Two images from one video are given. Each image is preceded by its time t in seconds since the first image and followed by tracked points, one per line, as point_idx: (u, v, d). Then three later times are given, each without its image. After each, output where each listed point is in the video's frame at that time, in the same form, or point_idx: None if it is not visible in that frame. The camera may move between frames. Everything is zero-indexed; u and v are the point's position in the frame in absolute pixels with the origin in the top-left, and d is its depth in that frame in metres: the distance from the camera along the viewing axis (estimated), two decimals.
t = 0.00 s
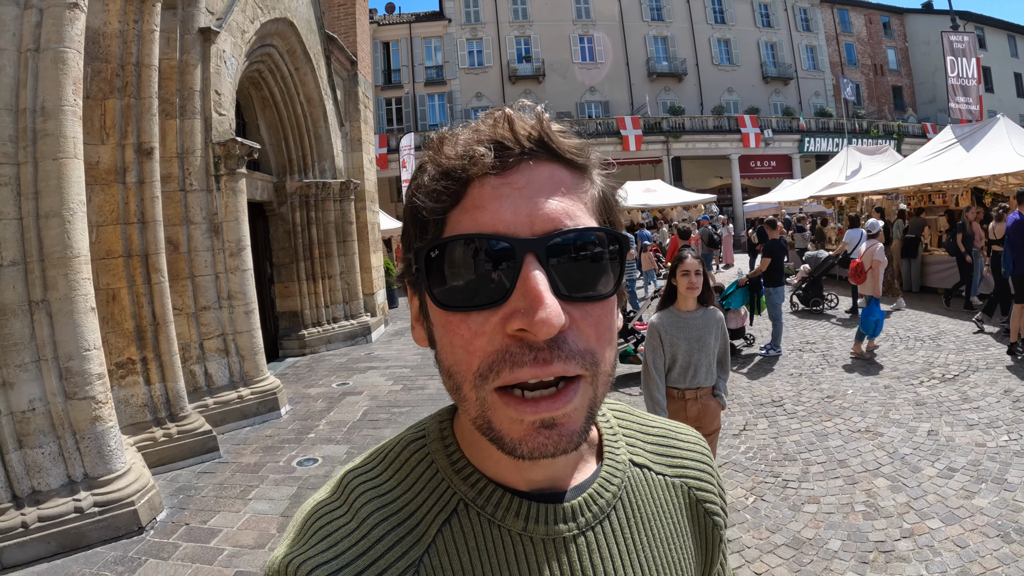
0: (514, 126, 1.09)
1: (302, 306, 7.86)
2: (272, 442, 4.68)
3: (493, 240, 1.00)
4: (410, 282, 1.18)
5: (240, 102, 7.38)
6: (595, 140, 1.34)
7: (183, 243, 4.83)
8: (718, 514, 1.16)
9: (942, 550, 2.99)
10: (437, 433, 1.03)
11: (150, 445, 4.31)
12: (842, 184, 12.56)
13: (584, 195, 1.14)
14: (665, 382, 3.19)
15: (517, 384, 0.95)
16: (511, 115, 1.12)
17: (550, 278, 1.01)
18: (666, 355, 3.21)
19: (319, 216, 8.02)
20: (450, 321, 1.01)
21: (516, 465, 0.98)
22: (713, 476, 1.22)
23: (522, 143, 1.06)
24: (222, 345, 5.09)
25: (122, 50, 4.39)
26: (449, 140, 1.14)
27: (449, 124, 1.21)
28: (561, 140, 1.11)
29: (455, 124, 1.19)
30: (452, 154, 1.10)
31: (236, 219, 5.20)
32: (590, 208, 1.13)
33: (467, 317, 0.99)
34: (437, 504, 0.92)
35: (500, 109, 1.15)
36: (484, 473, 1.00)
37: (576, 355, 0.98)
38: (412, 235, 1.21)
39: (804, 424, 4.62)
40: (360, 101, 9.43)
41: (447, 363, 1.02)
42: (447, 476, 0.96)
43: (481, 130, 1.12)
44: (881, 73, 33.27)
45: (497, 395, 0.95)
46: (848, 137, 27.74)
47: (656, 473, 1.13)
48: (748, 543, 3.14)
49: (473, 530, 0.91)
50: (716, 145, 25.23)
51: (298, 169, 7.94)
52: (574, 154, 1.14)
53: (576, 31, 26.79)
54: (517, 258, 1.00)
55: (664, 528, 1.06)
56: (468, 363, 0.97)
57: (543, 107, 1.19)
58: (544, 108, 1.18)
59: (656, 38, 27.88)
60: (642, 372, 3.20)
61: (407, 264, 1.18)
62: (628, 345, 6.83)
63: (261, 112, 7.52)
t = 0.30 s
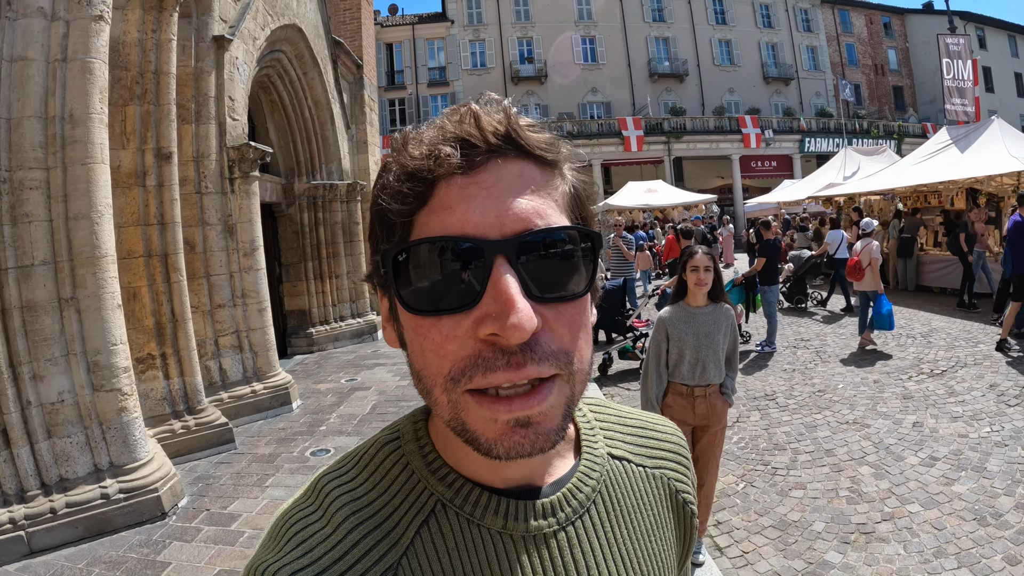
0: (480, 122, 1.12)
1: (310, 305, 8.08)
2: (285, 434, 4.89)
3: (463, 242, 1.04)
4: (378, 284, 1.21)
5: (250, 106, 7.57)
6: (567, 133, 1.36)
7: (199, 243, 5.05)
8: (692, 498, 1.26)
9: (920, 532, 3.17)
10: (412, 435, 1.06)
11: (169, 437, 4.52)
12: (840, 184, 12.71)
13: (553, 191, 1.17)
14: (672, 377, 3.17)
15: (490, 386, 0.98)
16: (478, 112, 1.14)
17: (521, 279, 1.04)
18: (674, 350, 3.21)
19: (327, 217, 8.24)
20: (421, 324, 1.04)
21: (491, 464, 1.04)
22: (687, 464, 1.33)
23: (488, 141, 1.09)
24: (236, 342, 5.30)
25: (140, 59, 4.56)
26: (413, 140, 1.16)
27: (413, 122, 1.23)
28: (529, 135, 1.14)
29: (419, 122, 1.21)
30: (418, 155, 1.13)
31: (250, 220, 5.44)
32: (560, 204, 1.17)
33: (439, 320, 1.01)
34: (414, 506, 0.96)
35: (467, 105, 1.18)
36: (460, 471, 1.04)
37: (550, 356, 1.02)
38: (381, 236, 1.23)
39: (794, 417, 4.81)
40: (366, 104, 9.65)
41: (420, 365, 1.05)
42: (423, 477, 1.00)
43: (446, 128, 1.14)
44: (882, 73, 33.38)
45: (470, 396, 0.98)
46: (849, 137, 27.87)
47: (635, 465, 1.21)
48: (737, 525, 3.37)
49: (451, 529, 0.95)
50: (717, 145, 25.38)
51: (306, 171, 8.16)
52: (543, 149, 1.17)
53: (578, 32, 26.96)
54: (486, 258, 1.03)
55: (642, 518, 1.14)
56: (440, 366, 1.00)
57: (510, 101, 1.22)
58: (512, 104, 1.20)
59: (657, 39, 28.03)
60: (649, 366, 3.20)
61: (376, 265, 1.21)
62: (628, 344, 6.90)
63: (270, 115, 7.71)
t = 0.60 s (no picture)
0: (477, 121, 1.18)
1: (315, 304, 8.26)
2: (292, 427, 5.07)
3: (454, 233, 1.08)
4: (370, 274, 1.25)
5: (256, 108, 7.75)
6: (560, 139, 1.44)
7: (208, 243, 5.25)
8: (665, 494, 1.31)
9: (900, 520, 3.31)
10: (394, 434, 1.09)
11: (179, 429, 4.69)
12: (838, 184, 12.84)
13: (543, 192, 1.23)
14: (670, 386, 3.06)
15: (475, 374, 1.01)
16: (476, 111, 1.20)
17: (508, 271, 1.08)
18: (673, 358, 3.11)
19: (331, 217, 8.43)
20: (409, 311, 1.07)
21: (472, 459, 1.07)
22: (663, 465, 1.37)
23: (485, 138, 1.15)
24: (243, 339, 5.48)
25: (152, 65, 4.73)
26: (412, 133, 1.21)
27: (413, 118, 1.28)
28: (524, 137, 1.21)
29: (419, 117, 1.26)
30: (417, 147, 1.17)
31: (257, 221, 5.62)
32: (549, 204, 1.23)
33: (427, 307, 1.05)
34: (396, 504, 0.99)
35: (466, 104, 1.24)
36: (440, 467, 1.07)
37: (533, 347, 1.05)
38: (376, 226, 1.27)
39: (784, 411, 4.96)
40: (369, 106, 9.83)
41: (407, 352, 1.08)
42: (404, 475, 1.02)
43: (445, 125, 1.20)
44: (883, 73, 33.43)
45: (454, 383, 1.01)
46: (850, 137, 27.99)
47: (612, 465, 1.25)
48: (724, 512, 3.53)
49: (432, 526, 0.98)
50: (718, 146, 25.48)
51: (311, 172, 8.33)
52: (536, 151, 1.24)
53: (580, 33, 27.11)
54: (476, 251, 1.07)
55: (618, 516, 1.17)
56: (427, 351, 1.03)
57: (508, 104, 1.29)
58: (509, 106, 1.27)
59: (659, 40, 28.15)
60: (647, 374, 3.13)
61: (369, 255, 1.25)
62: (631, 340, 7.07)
63: (276, 118, 7.90)
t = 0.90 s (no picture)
0: (497, 121, 1.18)
1: (317, 302, 8.41)
2: (294, 422, 5.23)
3: (470, 231, 1.08)
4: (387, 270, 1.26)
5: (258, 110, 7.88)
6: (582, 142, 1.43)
7: (213, 242, 5.40)
8: (683, 527, 1.21)
9: (880, 510, 3.41)
10: (404, 435, 1.10)
11: (184, 422, 4.83)
12: (835, 184, 12.95)
13: (563, 193, 1.22)
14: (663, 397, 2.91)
15: (484, 373, 1.00)
16: (496, 110, 1.20)
17: (523, 271, 1.07)
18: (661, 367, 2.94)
19: (333, 218, 8.58)
20: (422, 308, 1.07)
21: (480, 465, 1.06)
22: (684, 493, 1.28)
23: (505, 138, 1.15)
24: (247, 336, 5.63)
25: (159, 69, 4.87)
26: (433, 131, 1.22)
27: (434, 116, 1.30)
28: (545, 138, 1.20)
29: (440, 116, 1.27)
30: (436, 145, 1.19)
31: (260, 221, 5.78)
32: (569, 207, 1.22)
33: (439, 305, 1.05)
34: (400, 504, 0.99)
35: (487, 103, 1.24)
36: (446, 471, 1.07)
37: (546, 349, 1.04)
38: (394, 223, 1.29)
39: (773, 406, 5.08)
40: (370, 108, 9.98)
41: (417, 349, 1.08)
42: (411, 476, 1.03)
43: (465, 123, 1.21)
44: (884, 74, 33.45)
45: (464, 382, 1.01)
46: (850, 138, 28.05)
47: (628, 487, 1.19)
48: (710, 503, 3.66)
49: (433, 531, 0.97)
50: (719, 146, 25.56)
51: (313, 172, 8.47)
52: (557, 152, 1.23)
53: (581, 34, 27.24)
54: (491, 250, 1.07)
55: (630, 540, 1.11)
56: (437, 349, 1.03)
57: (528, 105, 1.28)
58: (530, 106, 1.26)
59: (660, 41, 28.24)
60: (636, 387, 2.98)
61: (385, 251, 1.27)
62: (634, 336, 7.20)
63: (279, 120, 8.04)
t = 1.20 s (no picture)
0: (528, 121, 1.15)
1: (321, 300, 8.56)
2: (298, 416, 5.37)
3: (493, 231, 1.05)
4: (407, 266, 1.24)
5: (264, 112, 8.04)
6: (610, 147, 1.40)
7: (219, 241, 5.55)
8: (694, 533, 1.18)
9: (865, 504, 3.52)
10: (416, 431, 1.07)
11: (191, 416, 4.98)
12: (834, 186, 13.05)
13: (590, 197, 1.19)
14: (644, 401, 2.96)
15: (499, 378, 0.98)
16: (528, 110, 1.16)
17: (544, 276, 1.04)
18: (644, 371, 2.99)
19: (337, 218, 8.74)
20: (440, 308, 1.05)
21: (492, 466, 1.03)
22: (695, 496, 1.25)
23: (535, 140, 1.11)
24: (252, 332, 5.80)
25: (168, 73, 5.01)
26: (462, 127, 1.19)
27: (464, 111, 1.26)
28: (575, 140, 1.17)
29: (470, 112, 1.24)
30: (464, 143, 1.16)
31: (266, 221, 5.95)
32: (594, 211, 1.18)
33: (457, 306, 1.02)
34: (410, 500, 0.96)
35: (520, 101, 1.20)
36: (458, 470, 1.04)
37: (563, 355, 1.02)
38: (415, 218, 1.27)
39: (766, 404, 5.19)
40: (374, 108, 10.13)
41: (434, 349, 1.06)
42: (421, 472, 1.00)
43: (495, 122, 1.18)
44: (887, 74, 33.42)
45: (479, 386, 0.99)
46: (852, 139, 28.07)
47: (637, 489, 1.16)
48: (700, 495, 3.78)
49: (441, 527, 0.94)
50: (722, 147, 25.62)
51: (317, 173, 8.63)
52: (586, 155, 1.19)
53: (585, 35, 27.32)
54: (514, 252, 1.04)
55: (639, 544, 1.08)
56: (454, 351, 1.01)
57: (561, 104, 1.24)
58: (563, 107, 1.23)
59: (663, 42, 28.28)
60: (618, 389, 3.03)
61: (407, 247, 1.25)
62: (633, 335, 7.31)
63: (284, 121, 8.17)
